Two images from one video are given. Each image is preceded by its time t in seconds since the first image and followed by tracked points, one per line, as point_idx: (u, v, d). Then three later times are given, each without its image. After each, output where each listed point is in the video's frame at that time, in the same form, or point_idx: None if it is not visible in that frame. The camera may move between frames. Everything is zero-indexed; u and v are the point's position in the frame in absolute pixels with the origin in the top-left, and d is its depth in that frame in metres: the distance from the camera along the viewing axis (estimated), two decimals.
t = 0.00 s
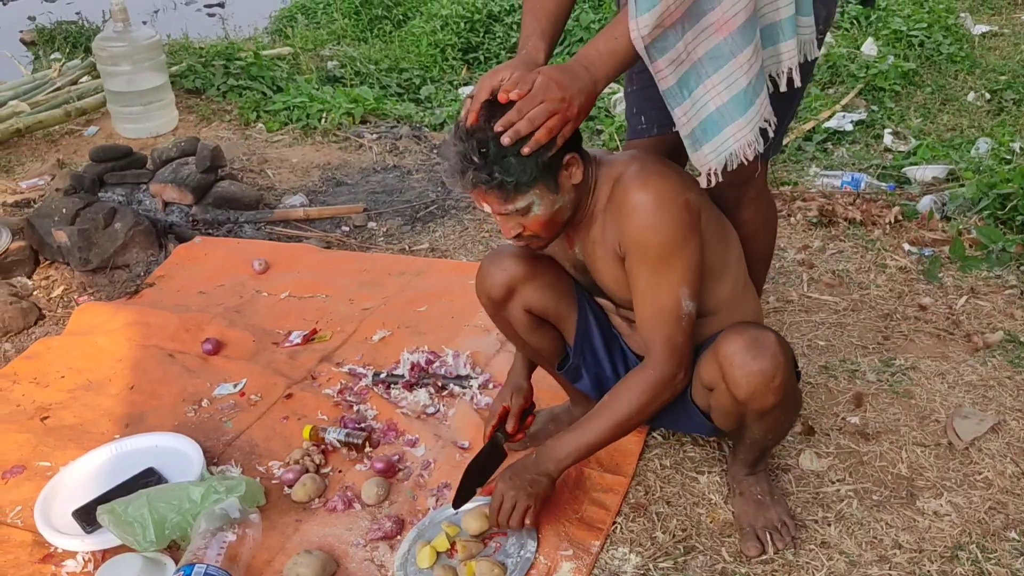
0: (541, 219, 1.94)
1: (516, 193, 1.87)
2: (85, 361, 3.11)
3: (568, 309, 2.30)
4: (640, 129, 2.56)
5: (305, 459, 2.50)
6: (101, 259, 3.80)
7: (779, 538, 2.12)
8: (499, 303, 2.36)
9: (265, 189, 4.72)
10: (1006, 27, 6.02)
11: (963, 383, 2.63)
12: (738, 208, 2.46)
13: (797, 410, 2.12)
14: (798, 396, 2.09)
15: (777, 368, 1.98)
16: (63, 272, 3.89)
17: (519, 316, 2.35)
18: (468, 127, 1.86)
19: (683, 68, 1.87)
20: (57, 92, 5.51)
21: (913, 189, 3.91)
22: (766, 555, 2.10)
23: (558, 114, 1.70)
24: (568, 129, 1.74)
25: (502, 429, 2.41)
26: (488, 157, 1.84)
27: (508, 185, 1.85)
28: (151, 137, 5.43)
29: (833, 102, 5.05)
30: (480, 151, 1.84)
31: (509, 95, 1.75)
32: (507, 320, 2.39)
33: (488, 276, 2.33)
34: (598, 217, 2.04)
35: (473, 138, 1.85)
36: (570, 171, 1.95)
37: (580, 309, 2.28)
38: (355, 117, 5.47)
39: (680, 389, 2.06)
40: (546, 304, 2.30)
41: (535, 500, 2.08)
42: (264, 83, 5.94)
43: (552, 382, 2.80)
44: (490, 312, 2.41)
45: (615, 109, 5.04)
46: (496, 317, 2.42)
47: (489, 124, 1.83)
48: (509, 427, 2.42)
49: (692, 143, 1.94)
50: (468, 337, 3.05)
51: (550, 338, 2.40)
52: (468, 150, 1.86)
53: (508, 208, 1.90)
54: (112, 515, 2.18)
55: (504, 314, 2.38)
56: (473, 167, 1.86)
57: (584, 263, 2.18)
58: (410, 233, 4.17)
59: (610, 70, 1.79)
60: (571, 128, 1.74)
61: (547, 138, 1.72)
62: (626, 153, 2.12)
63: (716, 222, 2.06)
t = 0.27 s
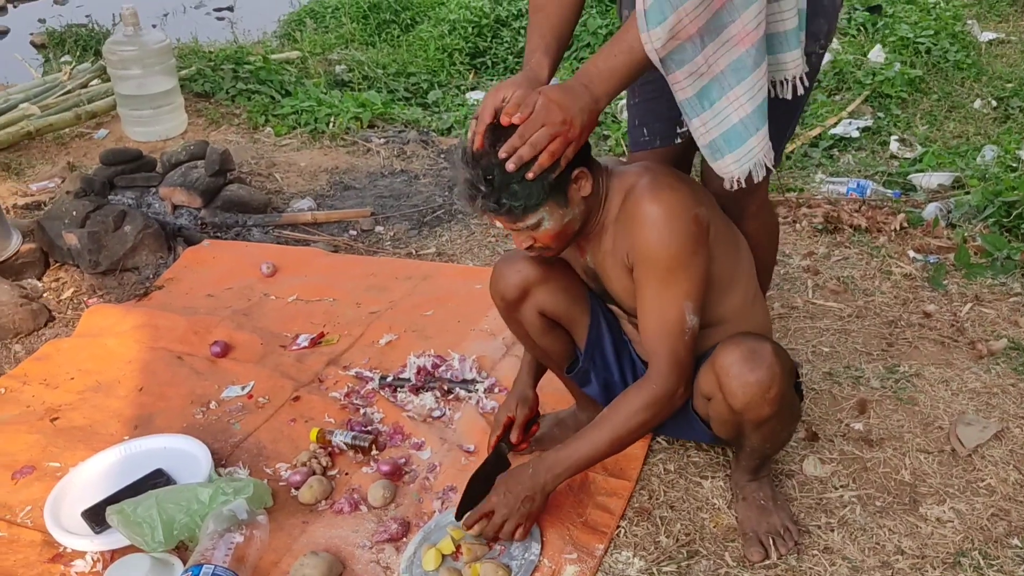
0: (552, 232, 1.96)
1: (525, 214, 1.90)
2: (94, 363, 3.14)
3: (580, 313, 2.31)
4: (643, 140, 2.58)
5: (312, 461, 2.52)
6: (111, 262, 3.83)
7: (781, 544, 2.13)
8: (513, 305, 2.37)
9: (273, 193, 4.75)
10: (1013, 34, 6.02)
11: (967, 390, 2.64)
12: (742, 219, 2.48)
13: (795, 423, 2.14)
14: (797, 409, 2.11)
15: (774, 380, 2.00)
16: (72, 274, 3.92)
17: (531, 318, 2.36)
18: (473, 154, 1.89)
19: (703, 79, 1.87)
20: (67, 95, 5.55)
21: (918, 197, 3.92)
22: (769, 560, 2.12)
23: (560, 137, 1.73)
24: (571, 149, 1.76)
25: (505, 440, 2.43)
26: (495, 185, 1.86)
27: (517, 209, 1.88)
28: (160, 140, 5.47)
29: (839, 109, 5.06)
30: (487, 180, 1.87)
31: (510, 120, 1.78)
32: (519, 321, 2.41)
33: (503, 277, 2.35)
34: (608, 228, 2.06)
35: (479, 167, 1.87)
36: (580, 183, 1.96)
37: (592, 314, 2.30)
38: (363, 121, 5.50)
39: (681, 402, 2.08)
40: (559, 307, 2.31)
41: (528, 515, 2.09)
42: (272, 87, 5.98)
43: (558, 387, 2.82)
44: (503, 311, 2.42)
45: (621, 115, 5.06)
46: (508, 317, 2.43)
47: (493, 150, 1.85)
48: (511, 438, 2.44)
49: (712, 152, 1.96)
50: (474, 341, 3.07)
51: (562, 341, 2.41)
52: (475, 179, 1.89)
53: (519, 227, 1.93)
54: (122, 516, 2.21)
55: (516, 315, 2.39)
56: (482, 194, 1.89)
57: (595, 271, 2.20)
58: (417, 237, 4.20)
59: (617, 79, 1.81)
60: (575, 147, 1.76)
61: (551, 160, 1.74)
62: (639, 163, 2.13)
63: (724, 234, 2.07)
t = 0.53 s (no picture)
0: (562, 228, 1.97)
1: (537, 204, 1.91)
2: (103, 365, 3.16)
3: (587, 322, 2.32)
4: (652, 140, 2.60)
5: (318, 465, 2.53)
6: (120, 265, 3.86)
7: (786, 551, 2.13)
8: (520, 315, 2.38)
9: (281, 198, 4.77)
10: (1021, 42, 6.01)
11: (973, 399, 2.63)
12: (752, 218, 2.49)
13: (799, 433, 2.14)
14: (798, 422, 2.11)
15: (773, 396, 2.01)
16: (81, 277, 3.95)
17: (539, 328, 2.37)
18: (491, 138, 1.90)
19: (718, 75, 1.89)
20: (77, 99, 5.59)
21: (925, 205, 3.91)
22: (773, 568, 2.12)
23: (579, 131, 1.73)
24: (588, 145, 1.77)
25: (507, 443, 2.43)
26: (509, 170, 1.88)
27: (529, 198, 1.89)
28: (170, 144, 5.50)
29: (846, 116, 5.06)
30: (502, 163, 1.88)
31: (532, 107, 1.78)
32: (526, 331, 2.42)
33: (511, 287, 2.36)
34: (619, 230, 2.07)
35: (496, 148, 1.89)
36: (593, 180, 1.97)
37: (599, 323, 2.31)
38: (371, 126, 5.52)
39: (685, 407, 2.09)
40: (566, 317, 2.32)
41: (535, 520, 2.11)
42: (281, 92, 6.01)
43: (564, 393, 2.83)
44: (511, 322, 2.44)
45: (628, 122, 5.07)
46: (516, 327, 2.45)
47: (511, 135, 1.87)
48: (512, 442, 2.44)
49: (728, 150, 1.98)
50: (481, 346, 3.08)
51: (569, 350, 2.42)
52: (491, 160, 1.90)
53: (529, 218, 1.94)
54: (129, 518, 2.22)
55: (524, 325, 2.40)
56: (495, 178, 1.90)
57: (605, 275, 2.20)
58: (424, 242, 4.21)
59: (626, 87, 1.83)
60: (592, 144, 1.77)
61: (568, 153, 1.75)
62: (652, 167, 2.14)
63: (734, 242, 2.08)
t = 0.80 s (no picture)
0: (570, 226, 1.96)
1: (547, 198, 1.91)
2: (106, 366, 3.17)
3: (590, 326, 2.33)
4: (657, 137, 2.61)
5: (321, 465, 2.54)
6: (123, 266, 3.88)
7: (789, 553, 2.13)
8: (522, 321, 2.38)
9: (285, 199, 4.78)
10: None
11: (976, 401, 2.63)
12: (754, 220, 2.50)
13: (802, 434, 2.15)
14: (802, 421, 2.11)
15: (778, 395, 2.01)
16: (85, 278, 3.96)
17: (542, 334, 2.37)
18: (502, 129, 1.90)
19: (700, 66, 1.91)
20: (81, 100, 5.61)
21: (929, 207, 3.91)
22: (776, 569, 2.12)
23: (592, 121, 1.74)
24: (601, 136, 1.79)
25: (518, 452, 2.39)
26: (521, 161, 1.87)
27: (541, 190, 1.89)
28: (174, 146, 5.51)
29: (850, 118, 5.06)
30: (514, 156, 1.87)
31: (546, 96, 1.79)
32: (529, 337, 2.41)
33: (513, 292, 2.36)
34: (622, 233, 2.06)
35: (507, 140, 1.88)
36: (598, 180, 1.96)
37: (602, 327, 2.32)
38: (374, 127, 5.53)
39: (688, 409, 2.10)
40: (570, 323, 2.32)
41: (540, 521, 2.12)
42: (284, 93, 6.01)
43: (567, 394, 2.83)
44: (513, 328, 2.43)
45: (632, 123, 5.07)
46: (518, 333, 2.44)
47: (521, 129, 1.86)
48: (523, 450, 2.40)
49: (707, 142, 1.99)
50: (483, 347, 3.08)
51: (571, 355, 2.42)
52: (503, 153, 1.89)
53: (537, 214, 1.93)
54: (133, 518, 2.22)
55: (527, 331, 2.40)
56: (507, 170, 1.90)
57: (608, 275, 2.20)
58: (427, 243, 4.21)
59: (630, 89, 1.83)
60: (605, 136, 1.78)
61: (583, 143, 1.75)
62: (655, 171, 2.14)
63: (738, 244, 2.08)
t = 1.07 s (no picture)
0: (573, 238, 1.96)
1: (546, 219, 1.89)
2: (108, 365, 3.17)
3: (592, 325, 2.33)
4: (652, 145, 2.60)
5: (323, 464, 2.54)
6: (126, 265, 3.86)
7: (791, 551, 2.13)
8: (524, 317, 2.38)
9: (286, 198, 4.78)
10: None
11: (978, 400, 2.63)
12: (756, 219, 2.50)
13: (804, 433, 2.15)
14: (804, 419, 2.11)
15: (780, 393, 2.01)
16: (87, 277, 3.96)
17: (543, 331, 2.37)
18: (494, 159, 1.88)
19: (696, 75, 1.90)
20: (83, 99, 5.61)
21: (931, 206, 3.91)
22: (778, 568, 2.12)
23: (581, 139, 1.73)
24: (591, 153, 1.77)
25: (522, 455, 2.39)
26: (515, 190, 1.85)
27: (541, 213, 1.87)
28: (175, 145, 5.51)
29: (851, 117, 5.06)
30: (507, 184, 1.86)
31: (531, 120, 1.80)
32: (530, 333, 2.42)
33: (514, 290, 2.36)
34: (624, 235, 2.05)
35: (499, 170, 1.87)
36: (598, 189, 1.96)
37: (604, 325, 2.31)
38: (375, 126, 5.53)
39: (688, 411, 2.10)
40: (571, 319, 2.33)
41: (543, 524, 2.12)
42: (286, 92, 6.01)
43: (568, 393, 2.83)
44: (514, 324, 2.43)
45: (634, 122, 5.07)
46: (519, 329, 2.44)
47: (512, 154, 1.85)
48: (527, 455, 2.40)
49: (701, 149, 1.98)
50: (485, 346, 3.08)
51: (572, 352, 2.42)
52: (496, 184, 1.88)
53: (540, 233, 1.92)
54: (134, 516, 2.22)
55: (528, 328, 2.40)
56: (503, 199, 1.89)
57: (608, 278, 2.20)
58: (428, 242, 4.22)
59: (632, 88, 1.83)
60: (595, 150, 1.77)
61: (573, 161, 1.75)
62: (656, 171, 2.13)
63: (739, 244, 2.07)
